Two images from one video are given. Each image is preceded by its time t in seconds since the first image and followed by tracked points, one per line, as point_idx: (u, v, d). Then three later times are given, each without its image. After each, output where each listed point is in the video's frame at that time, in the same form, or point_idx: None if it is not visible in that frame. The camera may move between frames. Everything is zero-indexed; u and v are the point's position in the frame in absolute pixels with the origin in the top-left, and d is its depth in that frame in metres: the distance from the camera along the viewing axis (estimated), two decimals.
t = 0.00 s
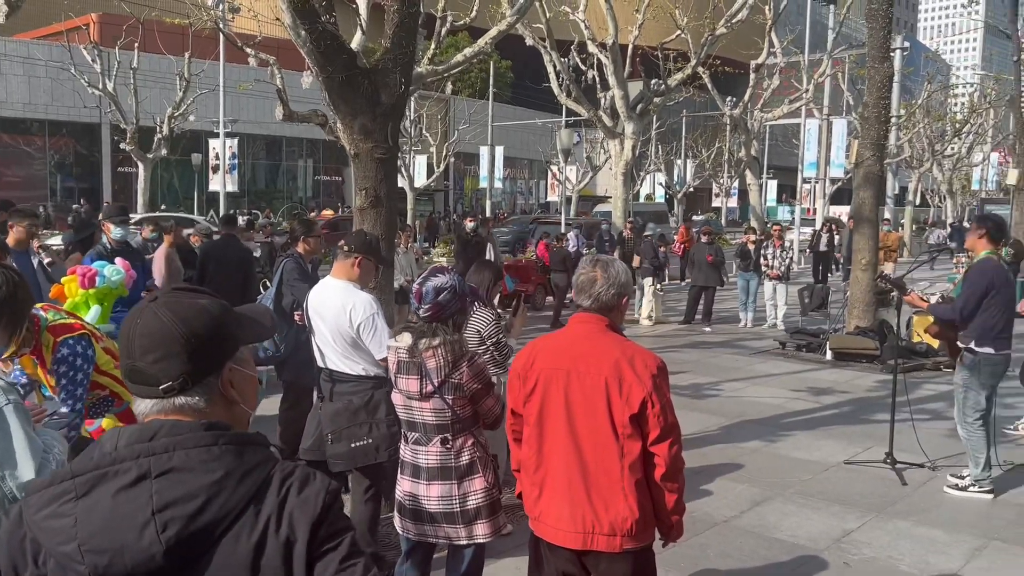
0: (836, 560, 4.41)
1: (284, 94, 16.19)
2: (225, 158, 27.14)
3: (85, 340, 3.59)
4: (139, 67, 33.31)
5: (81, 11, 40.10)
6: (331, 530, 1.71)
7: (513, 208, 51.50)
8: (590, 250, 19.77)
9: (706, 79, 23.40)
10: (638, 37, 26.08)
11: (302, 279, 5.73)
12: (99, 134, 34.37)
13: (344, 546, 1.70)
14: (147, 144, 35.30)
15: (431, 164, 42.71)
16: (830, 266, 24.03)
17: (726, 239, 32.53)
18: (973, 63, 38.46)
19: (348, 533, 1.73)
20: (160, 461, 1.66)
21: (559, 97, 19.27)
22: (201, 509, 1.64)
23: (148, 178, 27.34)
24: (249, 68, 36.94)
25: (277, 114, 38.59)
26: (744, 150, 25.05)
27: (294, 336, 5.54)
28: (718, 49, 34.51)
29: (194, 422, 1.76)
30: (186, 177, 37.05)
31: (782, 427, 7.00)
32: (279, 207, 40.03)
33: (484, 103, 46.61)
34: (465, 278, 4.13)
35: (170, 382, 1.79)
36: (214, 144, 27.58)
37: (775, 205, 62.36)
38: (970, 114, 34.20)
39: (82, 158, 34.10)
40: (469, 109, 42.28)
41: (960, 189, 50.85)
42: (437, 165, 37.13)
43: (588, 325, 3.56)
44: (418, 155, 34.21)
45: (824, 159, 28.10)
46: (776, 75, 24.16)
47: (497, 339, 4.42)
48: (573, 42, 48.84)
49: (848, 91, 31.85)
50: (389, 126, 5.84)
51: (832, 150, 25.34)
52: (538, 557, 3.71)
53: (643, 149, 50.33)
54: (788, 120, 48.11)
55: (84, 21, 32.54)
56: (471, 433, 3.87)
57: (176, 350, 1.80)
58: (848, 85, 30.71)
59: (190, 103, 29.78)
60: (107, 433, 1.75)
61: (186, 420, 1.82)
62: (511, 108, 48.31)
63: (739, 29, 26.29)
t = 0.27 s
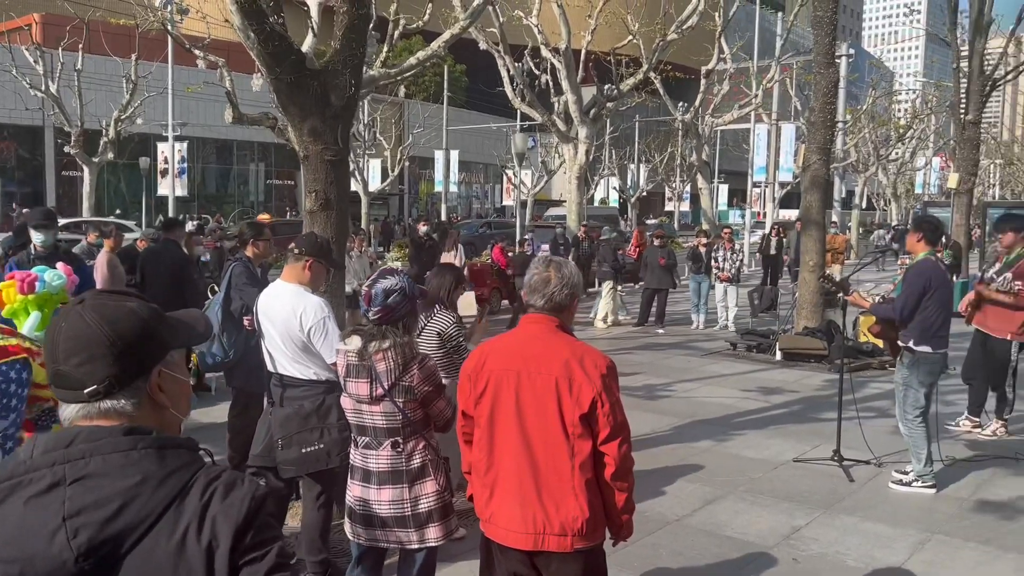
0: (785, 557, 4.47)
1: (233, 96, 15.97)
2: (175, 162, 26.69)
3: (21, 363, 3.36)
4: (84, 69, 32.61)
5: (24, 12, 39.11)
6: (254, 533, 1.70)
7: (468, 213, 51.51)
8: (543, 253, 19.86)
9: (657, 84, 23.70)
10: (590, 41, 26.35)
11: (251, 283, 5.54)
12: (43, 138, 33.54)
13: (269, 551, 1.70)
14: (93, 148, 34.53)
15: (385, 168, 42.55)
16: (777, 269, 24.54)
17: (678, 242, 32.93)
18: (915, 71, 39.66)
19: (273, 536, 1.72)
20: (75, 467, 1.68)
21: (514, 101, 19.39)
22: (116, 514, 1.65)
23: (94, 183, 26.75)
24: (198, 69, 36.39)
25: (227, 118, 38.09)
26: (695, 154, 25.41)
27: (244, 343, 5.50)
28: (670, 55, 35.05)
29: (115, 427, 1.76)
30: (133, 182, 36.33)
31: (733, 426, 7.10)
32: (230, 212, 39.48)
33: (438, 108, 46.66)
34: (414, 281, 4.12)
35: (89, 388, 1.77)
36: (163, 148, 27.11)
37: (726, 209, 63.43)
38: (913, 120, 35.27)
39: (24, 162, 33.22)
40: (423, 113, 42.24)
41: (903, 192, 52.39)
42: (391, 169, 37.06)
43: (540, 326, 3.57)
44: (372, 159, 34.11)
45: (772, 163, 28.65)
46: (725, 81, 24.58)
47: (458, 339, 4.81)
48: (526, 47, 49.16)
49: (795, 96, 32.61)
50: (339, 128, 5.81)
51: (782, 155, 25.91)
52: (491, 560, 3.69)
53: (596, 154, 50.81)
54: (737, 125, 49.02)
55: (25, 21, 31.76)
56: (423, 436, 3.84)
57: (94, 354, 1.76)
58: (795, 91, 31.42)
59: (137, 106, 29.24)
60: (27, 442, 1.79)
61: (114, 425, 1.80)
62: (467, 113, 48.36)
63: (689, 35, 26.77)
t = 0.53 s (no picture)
0: (736, 555, 4.51)
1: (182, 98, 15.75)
2: (123, 166, 26.20)
3: None
4: (28, 72, 31.85)
5: None
6: (233, 545, 1.67)
7: (424, 218, 51.43)
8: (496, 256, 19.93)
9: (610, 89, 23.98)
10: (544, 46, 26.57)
11: (198, 288, 5.63)
12: None
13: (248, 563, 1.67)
14: (36, 152, 33.73)
15: (340, 173, 42.31)
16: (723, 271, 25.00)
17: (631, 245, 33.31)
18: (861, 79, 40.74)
19: (250, 552, 1.70)
20: (55, 467, 1.61)
21: (467, 105, 19.53)
22: (96, 515, 1.58)
23: (37, 188, 26.13)
24: (147, 73, 35.80)
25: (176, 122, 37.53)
26: (648, 159, 25.71)
27: (192, 350, 5.51)
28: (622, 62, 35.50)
29: (93, 431, 1.71)
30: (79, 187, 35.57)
31: (685, 427, 7.19)
32: (180, 218, 38.88)
33: (393, 113, 46.56)
34: (363, 284, 4.09)
35: (69, 389, 1.72)
36: (111, 152, 26.58)
37: (680, 214, 64.31)
38: (858, 126, 36.25)
39: None
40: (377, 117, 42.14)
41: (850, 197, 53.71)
42: (345, 174, 36.89)
43: (491, 327, 3.55)
44: (326, 164, 33.93)
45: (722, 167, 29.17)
46: (677, 87, 24.96)
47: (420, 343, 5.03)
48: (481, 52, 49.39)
49: (744, 102, 33.29)
50: (287, 131, 5.86)
51: (732, 160, 26.44)
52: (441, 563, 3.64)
53: (551, 159, 51.18)
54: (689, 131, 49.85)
55: None
56: (373, 440, 3.81)
57: (75, 357, 1.73)
58: (744, 96, 32.03)
59: (83, 109, 28.64)
60: None
61: (88, 428, 1.75)
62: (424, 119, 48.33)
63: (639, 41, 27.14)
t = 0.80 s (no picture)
0: (691, 555, 4.56)
1: (133, 101, 15.52)
2: (73, 171, 25.65)
3: None
4: None
5: None
6: (257, 551, 1.71)
7: (383, 224, 51.18)
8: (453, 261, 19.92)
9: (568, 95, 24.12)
10: (503, 52, 26.67)
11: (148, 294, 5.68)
12: None
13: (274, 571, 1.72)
14: None
15: (297, 178, 41.95)
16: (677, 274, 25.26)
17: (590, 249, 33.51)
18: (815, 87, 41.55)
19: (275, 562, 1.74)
20: (96, 464, 1.62)
21: (425, 110, 19.57)
22: (134, 512, 1.60)
23: None
24: (98, 77, 35.13)
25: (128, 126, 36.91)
26: (606, 164, 25.92)
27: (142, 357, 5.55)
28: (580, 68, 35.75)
29: (131, 430, 1.72)
30: (26, 192, 34.74)
31: (642, 429, 7.28)
32: (132, 224, 38.20)
33: (351, 118, 46.31)
34: (315, 289, 4.08)
35: (114, 388, 1.74)
36: (59, 157, 26.02)
37: (639, 219, 64.87)
38: (810, 132, 36.97)
39: None
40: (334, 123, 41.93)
41: (804, 201, 54.69)
42: (303, 179, 36.58)
43: (445, 330, 3.49)
44: (282, 169, 33.60)
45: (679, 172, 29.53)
46: (635, 93, 25.23)
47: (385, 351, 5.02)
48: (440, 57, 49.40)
49: (700, 108, 33.73)
50: (240, 135, 5.84)
51: (688, 165, 26.78)
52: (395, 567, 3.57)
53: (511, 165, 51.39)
54: (646, 137, 50.49)
55: None
56: (326, 446, 3.77)
57: (121, 360, 1.76)
58: (700, 102, 32.47)
59: (31, 114, 28.00)
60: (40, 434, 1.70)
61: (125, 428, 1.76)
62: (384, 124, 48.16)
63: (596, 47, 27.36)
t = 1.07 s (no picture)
0: (656, 558, 4.59)
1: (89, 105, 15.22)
2: (27, 177, 25.06)
3: None
4: None
5: None
6: (278, 550, 1.68)
7: (347, 229, 50.86)
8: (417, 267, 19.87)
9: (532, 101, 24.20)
10: (467, 57, 26.69)
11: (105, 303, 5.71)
12: None
13: (297, 571, 1.69)
14: None
15: (259, 183, 41.48)
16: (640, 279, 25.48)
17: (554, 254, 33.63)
18: (775, 93, 42.21)
19: (298, 562, 1.71)
20: (129, 456, 1.61)
21: (389, 116, 19.56)
22: (163, 504, 1.58)
23: None
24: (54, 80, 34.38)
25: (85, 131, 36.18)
26: (570, 170, 26.04)
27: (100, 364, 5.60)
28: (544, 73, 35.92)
29: (164, 426, 1.71)
30: None
31: (607, 432, 7.32)
32: (90, 230, 37.44)
33: (314, 123, 45.99)
34: (275, 294, 4.03)
35: (150, 382, 1.76)
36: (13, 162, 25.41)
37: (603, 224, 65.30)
38: (770, 137, 37.54)
39: None
40: (297, 128, 41.58)
41: (765, 206, 55.52)
42: (265, 185, 36.23)
43: (407, 336, 3.40)
44: (244, 174, 33.25)
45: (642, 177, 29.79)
46: (598, 99, 25.40)
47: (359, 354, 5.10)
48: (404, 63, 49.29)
49: (662, 114, 34.07)
50: (199, 139, 5.78)
51: (652, 171, 27.08)
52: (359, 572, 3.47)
53: (476, 170, 51.44)
54: (611, 143, 50.90)
55: None
56: (286, 454, 3.74)
57: (163, 355, 1.79)
58: (661, 108, 32.82)
59: None
60: (73, 427, 1.68)
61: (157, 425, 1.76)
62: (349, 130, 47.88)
63: (559, 52, 27.52)
